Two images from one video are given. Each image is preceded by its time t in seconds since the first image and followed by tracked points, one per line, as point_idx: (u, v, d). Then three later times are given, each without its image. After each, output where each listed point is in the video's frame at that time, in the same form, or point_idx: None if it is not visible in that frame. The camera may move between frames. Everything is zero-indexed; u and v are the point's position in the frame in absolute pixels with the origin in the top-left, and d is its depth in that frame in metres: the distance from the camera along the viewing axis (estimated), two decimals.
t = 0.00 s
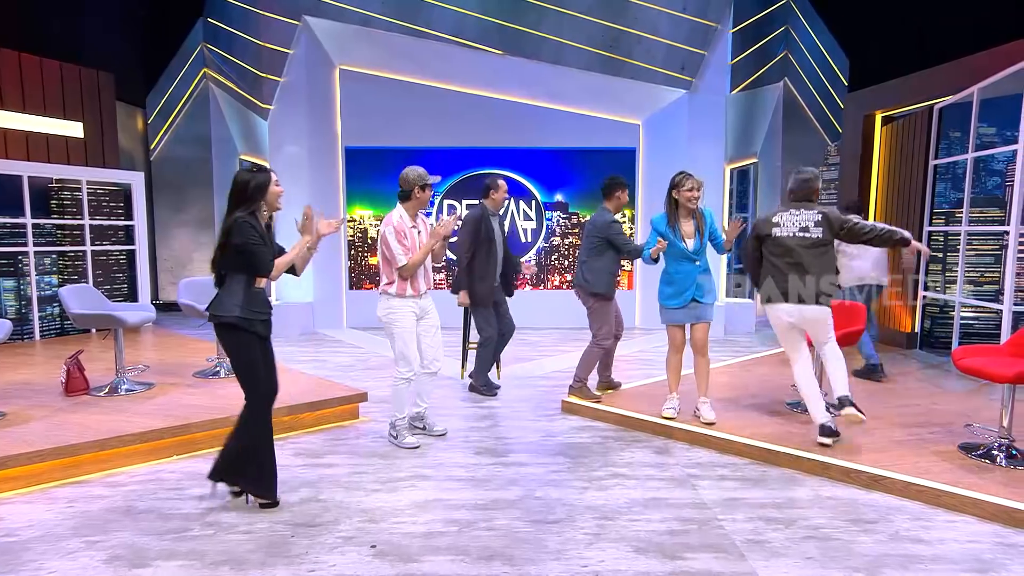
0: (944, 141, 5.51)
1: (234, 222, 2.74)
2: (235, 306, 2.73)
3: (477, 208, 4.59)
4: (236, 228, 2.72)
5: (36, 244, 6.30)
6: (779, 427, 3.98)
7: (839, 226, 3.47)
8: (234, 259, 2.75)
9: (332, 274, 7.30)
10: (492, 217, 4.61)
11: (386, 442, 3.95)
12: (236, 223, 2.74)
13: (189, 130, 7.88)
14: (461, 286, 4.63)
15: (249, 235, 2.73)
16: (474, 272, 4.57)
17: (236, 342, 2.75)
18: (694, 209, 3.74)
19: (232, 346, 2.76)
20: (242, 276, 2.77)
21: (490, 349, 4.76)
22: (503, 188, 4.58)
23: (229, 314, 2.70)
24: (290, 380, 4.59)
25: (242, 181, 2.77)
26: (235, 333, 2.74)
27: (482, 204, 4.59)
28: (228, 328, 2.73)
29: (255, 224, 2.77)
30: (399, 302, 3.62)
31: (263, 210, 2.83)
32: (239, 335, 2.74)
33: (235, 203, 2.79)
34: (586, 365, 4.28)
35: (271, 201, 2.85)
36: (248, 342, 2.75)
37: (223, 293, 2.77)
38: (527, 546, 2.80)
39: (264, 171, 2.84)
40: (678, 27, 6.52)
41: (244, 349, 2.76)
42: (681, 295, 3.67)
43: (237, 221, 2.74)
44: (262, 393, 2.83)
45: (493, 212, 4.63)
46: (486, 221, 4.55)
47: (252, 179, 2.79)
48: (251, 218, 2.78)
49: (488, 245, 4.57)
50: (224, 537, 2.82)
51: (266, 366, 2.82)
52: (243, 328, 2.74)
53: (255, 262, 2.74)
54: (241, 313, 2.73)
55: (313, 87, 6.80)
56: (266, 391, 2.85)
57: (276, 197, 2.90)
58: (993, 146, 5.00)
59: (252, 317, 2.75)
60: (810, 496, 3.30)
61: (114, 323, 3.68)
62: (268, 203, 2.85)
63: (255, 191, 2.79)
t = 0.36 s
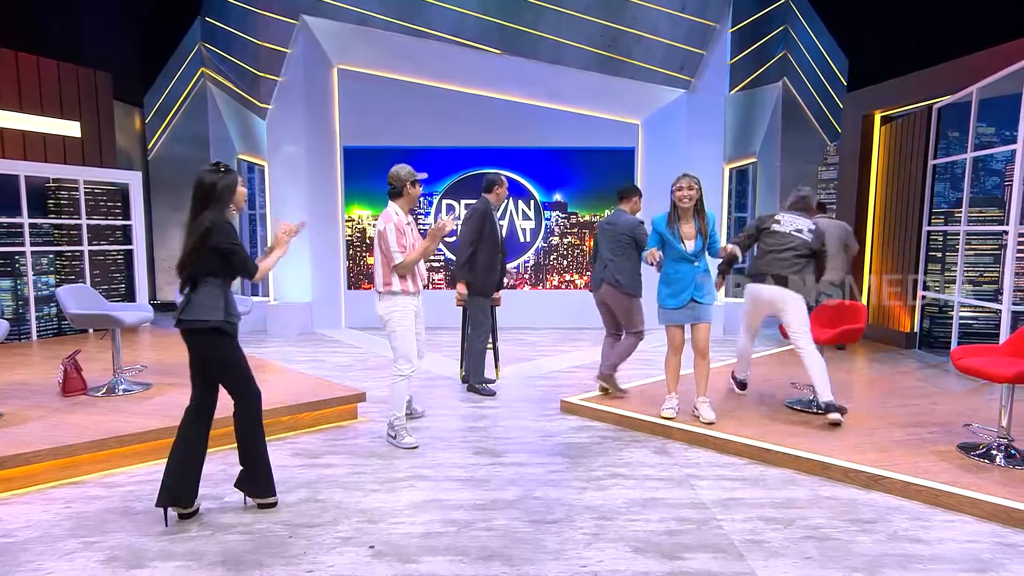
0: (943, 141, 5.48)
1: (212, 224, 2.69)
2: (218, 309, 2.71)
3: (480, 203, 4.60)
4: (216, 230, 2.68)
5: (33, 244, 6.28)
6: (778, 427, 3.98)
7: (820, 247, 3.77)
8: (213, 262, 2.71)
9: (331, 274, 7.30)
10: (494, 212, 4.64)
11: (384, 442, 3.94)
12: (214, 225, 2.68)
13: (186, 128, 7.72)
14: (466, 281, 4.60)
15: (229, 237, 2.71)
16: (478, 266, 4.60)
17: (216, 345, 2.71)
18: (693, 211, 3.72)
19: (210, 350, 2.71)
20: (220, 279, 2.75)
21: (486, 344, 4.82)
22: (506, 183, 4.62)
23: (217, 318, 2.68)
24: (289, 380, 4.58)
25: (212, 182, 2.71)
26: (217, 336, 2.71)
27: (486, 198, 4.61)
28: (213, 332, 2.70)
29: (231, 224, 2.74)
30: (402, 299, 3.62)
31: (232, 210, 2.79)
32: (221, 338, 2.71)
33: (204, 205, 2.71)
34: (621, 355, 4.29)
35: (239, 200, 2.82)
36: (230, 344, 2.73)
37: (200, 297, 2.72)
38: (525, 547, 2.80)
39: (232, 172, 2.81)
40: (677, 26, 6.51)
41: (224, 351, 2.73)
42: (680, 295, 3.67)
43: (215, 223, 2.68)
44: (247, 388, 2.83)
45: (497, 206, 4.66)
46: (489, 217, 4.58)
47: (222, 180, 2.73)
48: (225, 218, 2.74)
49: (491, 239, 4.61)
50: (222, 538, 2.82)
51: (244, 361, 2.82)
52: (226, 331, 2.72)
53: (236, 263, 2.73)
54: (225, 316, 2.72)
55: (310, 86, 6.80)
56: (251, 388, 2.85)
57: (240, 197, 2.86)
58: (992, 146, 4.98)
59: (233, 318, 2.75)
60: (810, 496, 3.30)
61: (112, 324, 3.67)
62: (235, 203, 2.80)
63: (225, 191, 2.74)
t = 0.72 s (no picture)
0: (943, 140, 5.47)
1: (184, 224, 2.63)
2: (201, 311, 2.67)
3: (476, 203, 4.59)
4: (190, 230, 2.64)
5: (29, 244, 6.26)
6: (778, 427, 3.97)
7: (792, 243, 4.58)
8: (188, 263, 2.66)
9: (330, 275, 7.28)
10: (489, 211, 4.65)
11: (384, 442, 3.92)
12: (185, 225, 2.63)
13: (185, 126, 7.24)
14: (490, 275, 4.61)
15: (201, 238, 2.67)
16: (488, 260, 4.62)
17: (202, 347, 2.68)
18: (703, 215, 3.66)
19: (196, 353, 2.68)
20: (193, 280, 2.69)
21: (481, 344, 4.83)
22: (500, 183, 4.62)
23: (203, 319, 2.65)
24: (288, 380, 4.55)
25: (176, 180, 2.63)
26: (200, 337, 2.68)
27: (480, 198, 4.61)
28: (197, 335, 2.66)
29: (198, 223, 2.70)
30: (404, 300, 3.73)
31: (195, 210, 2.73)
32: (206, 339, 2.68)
33: (167, 204, 2.62)
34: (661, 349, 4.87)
35: (200, 199, 2.76)
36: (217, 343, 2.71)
37: (179, 300, 2.66)
38: (525, 547, 2.79)
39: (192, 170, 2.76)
40: (677, 26, 6.51)
41: (209, 352, 2.70)
42: (683, 297, 3.65)
43: (186, 224, 2.64)
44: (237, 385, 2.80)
45: (490, 204, 4.66)
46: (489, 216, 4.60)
47: (185, 178, 2.67)
48: (190, 218, 2.68)
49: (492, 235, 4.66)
50: (219, 539, 2.81)
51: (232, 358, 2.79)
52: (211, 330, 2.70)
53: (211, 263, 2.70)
54: (210, 317, 2.70)
55: (308, 86, 6.80)
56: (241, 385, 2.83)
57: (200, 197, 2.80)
58: (992, 145, 4.97)
59: (215, 319, 2.73)
60: (809, 496, 3.29)
61: (109, 323, 3.64)
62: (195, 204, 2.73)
63: (188, 189, 2.68)
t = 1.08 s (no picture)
0: (944, 140, 5.44)
1: (176, 225, 2.61)
2: (202, 310, 2.67)
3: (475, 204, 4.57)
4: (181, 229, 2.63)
5: (27, 245, 6.25)
6: (778, 427, 3.95)
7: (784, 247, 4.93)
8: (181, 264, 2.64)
9: (330, 274, 7.26)
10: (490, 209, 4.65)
11: (382, 443, 3.90)
12: (176, 226, 2.62)
13: (184, 123, 7.26)
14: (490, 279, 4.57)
15: (192, 238, 2.66)
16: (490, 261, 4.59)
17: (204, 345, 2.68)
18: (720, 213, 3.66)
19: (199, 351, 2.68)
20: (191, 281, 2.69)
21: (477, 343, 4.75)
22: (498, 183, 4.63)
23: (206, 317, 2.65)
24: (286, 381, 4.53)
25: (162, 182, 2.60)
26: (204, 336, 2.69)
27: (479, 196, 4.63)
28: (200, 334, 2.66)
29: (188, 223, 2.67)
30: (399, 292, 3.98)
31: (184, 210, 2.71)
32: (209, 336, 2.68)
33: (155, 205, 2.59)
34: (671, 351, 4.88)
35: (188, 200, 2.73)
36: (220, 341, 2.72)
37: (180, 301, 2.64)
38: (525, 548, 2.77)
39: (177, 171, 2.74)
40: (676, 25, 6.46)
41: (211, 350, 2.71)
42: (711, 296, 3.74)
43: (176, 224, 2.62)
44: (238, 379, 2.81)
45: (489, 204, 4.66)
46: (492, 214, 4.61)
47: (172, 179, 2.64)
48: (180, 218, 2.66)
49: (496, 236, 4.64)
50: (217, 540, 2.80)
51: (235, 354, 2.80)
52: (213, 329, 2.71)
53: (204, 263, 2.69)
54: (212, 315, 2.70)
55: (308, 85, 6.79)
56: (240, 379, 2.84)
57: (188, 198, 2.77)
58: (993, 145, 4.96)
59: (216, 317, 2.74)
60: (810, 497, 3.27)
61: (107, 323, 3.63)
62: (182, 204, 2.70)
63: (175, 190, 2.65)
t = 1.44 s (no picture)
0: (946, 138, 5.42)
1: (203, 226, 2.72)
2: (228, 308, 2.76)
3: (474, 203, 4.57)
4: (208, 230, 2.73)
5: (23, 244, 6.21)
6: (780, 428, 3.92)
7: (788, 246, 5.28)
8: (205, 262, 2.73)
9: (327, 274, 7.23)
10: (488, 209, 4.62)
11: (381, 444, 3.87)
12: (203, 228, 2.73)
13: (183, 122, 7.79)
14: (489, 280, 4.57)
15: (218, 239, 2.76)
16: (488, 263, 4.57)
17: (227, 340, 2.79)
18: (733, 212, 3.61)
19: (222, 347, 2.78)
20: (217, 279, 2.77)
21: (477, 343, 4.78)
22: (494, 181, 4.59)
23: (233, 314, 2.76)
24: (284, 382, 4.49)
25: (192, 186, 2.72)
26: (228, 332, 2.78)
27: (477, 196, 4.59)
28: (223, 330, 2.76)
29: (214, 225, 2.78)
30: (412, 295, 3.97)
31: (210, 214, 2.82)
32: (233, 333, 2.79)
33: (184, 207, 2.69)
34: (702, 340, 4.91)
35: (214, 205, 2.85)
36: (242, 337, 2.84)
37: (207, 297, 2.73)
38: (525, 550, 2.75)
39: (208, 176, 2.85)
40: (676, 23, 6.48)
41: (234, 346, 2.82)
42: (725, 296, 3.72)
43: (203, 226, 2.73)
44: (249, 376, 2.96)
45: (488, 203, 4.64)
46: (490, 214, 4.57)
47: (201, 184, 2.75)
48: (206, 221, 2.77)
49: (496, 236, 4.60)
50: (215, 541, 2.78)
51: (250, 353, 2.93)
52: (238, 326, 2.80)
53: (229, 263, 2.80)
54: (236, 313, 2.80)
55: (306, 83, 6.76)
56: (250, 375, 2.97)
57: (215, 204, 2.89)
58: (996, 145, 4.97)
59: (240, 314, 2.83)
60: (812, 498, 3.25)
61: (103, 324, 3.58)
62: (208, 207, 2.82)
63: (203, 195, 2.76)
